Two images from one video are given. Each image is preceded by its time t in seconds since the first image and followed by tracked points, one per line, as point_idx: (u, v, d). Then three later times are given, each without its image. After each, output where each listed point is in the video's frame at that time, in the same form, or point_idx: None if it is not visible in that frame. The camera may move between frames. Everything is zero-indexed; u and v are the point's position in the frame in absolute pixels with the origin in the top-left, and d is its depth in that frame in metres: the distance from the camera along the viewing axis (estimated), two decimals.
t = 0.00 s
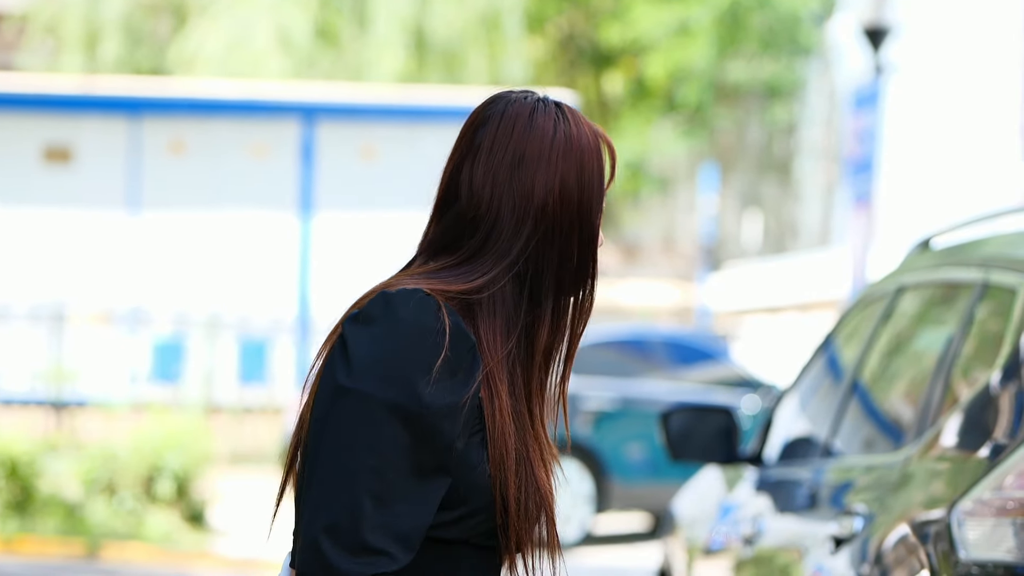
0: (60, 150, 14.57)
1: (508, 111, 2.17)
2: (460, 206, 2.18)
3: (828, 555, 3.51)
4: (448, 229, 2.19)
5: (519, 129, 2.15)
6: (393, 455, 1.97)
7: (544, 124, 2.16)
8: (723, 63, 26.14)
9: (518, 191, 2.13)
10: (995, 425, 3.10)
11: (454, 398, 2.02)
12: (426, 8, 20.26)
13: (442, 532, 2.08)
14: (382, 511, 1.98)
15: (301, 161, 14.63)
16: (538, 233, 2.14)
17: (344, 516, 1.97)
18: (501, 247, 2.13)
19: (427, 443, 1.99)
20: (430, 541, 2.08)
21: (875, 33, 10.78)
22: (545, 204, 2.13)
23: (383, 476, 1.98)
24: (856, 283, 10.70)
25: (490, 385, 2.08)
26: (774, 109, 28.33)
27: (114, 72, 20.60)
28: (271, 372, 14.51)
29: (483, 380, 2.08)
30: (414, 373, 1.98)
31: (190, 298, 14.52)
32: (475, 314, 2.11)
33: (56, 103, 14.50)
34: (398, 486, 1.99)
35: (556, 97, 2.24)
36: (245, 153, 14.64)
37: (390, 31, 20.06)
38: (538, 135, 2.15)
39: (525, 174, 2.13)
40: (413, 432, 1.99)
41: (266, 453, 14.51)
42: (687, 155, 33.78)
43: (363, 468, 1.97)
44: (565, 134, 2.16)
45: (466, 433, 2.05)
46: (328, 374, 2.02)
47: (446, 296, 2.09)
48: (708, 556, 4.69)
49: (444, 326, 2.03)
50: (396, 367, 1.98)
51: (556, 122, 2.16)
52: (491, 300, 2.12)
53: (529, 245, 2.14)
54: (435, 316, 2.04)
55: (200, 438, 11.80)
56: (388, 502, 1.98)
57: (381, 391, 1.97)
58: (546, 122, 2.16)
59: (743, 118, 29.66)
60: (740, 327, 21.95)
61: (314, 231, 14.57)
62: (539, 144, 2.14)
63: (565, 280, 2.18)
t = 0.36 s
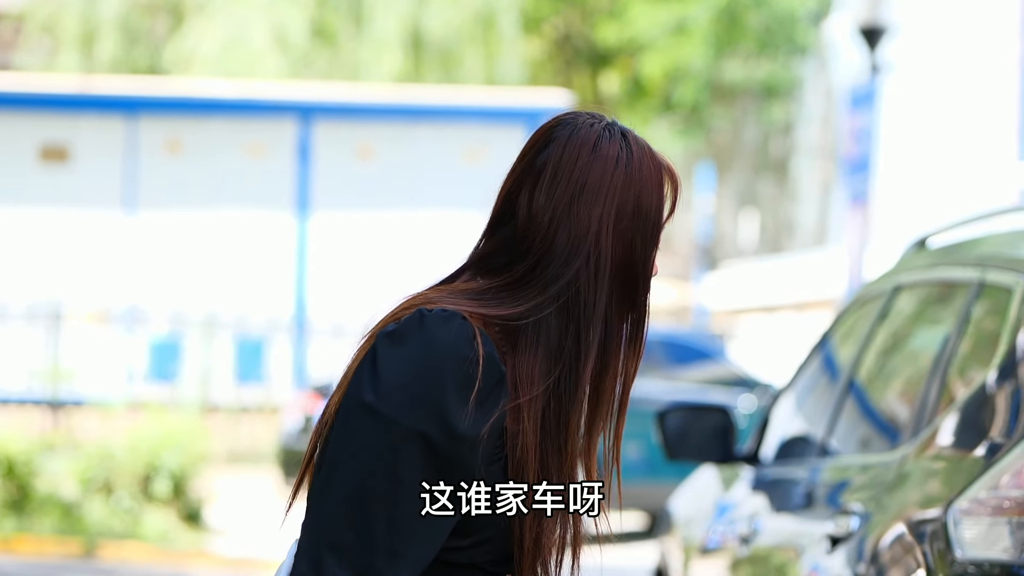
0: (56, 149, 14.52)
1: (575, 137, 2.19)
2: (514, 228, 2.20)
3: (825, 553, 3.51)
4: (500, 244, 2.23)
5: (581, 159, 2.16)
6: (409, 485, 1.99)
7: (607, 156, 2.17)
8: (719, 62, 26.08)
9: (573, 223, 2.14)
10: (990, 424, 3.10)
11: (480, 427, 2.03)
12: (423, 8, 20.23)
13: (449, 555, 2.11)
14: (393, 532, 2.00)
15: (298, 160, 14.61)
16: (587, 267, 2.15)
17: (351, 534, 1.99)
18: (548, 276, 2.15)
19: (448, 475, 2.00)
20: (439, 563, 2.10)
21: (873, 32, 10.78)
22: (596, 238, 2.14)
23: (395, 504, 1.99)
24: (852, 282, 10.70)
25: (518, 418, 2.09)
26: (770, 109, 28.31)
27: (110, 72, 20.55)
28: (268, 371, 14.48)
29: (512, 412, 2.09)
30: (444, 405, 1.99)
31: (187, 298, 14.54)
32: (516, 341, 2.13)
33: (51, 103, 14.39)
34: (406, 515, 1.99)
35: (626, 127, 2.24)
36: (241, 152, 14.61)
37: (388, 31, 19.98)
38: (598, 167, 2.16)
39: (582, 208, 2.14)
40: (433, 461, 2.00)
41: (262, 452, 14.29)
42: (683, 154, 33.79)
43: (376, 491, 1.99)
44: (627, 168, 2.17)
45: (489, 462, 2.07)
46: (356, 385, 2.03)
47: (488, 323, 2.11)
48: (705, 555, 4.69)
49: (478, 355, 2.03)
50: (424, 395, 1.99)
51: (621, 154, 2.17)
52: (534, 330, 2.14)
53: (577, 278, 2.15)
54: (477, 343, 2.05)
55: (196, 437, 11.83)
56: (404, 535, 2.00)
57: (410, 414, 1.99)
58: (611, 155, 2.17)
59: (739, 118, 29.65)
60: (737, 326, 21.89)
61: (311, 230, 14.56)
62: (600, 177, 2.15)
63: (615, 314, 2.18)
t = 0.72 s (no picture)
0: (53, 148, 14.45)
1: (580, 140, 2.34)
2: (519, 232, 2.35)
3: (820, 552, 3.52)
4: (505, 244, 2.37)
5: (586, 162, 2.31)
6: (400, 487, 2.11)
7: (612, 159, 2.32)
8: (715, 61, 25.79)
9: (576, 228, 2.29)
10: (986, 422, 3.11)
11: (471, 429, 2.15)
12: (420, 7, 20.15)
13: (434, 555, 2.23)
14: (376, 530, 2.11)
15: (294, 159, 14.56)
16: (590, 270, 2.30)
17: (333, 533, 2.10)
18: (549, 279, 2.29)
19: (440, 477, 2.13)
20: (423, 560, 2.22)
21: (868, 31, 10.76)
22: (599, 242, 2.30)
23: (385, 501, 2.11)
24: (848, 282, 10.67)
25: (517, 421, 2.24)
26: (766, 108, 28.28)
27: (107, 70, 20.48)
28: (265, 369, 14.40)
29: (510, 415, 2.24)
30: (434, 408, 2.11)
31: (184, 297, 14.52)
32: (518, 340, 2.26)
33: (49, 101, 14.33)
34: (395, 516, 2.12)
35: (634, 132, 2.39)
36: (240, 151, 14.58)
37: (384, 29, 19.93)
38: (602, 170, 2.31)
39: (585, 211, 2.29)
40: (419, 459, 2.13)
41: (258, 450, 14.16)
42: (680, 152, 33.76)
43: (360, 491, 2.11)
44: (633, 170, 2.33)
45: (485, 462, 2.22)
46: (346, 382, 2.15)
47: (488, 323, 2.24)
48: (701, 553, 4.70)
49: (473, 355, 2.16)
50: (412, 395, 2.11)
51: (624, 159, 2.33)
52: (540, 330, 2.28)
53: (582, 278, 2.29)
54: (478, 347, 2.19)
55: (193, 436, 11.87)
56: (391, 536, 2.12)
57: (397, 413, 2.10)
58: (616, 159, 2.32)
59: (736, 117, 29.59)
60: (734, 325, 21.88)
61: (306, 229, 14.56)
62: (604, 180, 2.30)
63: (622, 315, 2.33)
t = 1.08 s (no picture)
0: (45, 136, 14.37)
1: (526, 108, 2.26)
2: (473, 203, 2.28)
3: (812, 541, 3.54)
4: (458, 220, 2.30)
5: (534, 128, 2.24)
6: (388, 467, 2.05)
7: (559, 124, 2.25)
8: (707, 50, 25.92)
9: (531, 195, 2.23)
10: (977, 412, 3.12)
11: (449, 400, 2.10)
12: None
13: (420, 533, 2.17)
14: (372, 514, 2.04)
15: (285, 147, 14.53)
16: (543, 236, 2.23)
17: (330, 521, 2.03)
18: (504, 247, 2.23)
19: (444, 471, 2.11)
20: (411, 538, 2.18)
21: (860, 21, 10.74)
22: (553, 207, 2.24)
23: (374, 479, 2.04)
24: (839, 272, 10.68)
25: (485, 385, 2.17)
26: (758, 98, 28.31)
27: (100, 59, 20.40)
28: (255, 358, 14.75)
29: (479, 380, 2.17)
30: (411, 380, 2.05)
31: (174, 286, 14.48)
32: (479, 311, 2.20)
33: (38, 89, 14.29)
34: (395, 488, 2.05)
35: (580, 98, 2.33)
36: (230, 141, 14.55)
37: (377, 18, 19.90)
38: (551, 134, 2.24)
39: (539, 175, 2.23)
40: (402, 436, 2.07)
41: (249, 439, 14.68)
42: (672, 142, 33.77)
43: (335, 472, 2.04)
44: (581, 135, 2.26)
45: (464, 436, 2.16)
46: (322, 368, 2.09)
47: (451, 297, 2.18)
48: (693, 543, 4.71)
49: (440, 327, 2.10)
50: (385, 374, 2.05)
51: (571, 121, 2.26)
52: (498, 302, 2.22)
53: (535, 244, 2.23)
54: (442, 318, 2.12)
55: (183, 425, 11.88)
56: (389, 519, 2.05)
57: (376, 395, 2.04)
58: (564, 123, 2.26)
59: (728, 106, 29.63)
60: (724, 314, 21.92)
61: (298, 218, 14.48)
62: (553, 144, 2.24)
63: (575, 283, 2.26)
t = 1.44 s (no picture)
0: (40, 135, 14.37)
1: (504, 104, 2.44)
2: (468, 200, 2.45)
3: (808, 540, 3.54)
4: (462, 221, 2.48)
5: (508, 119, 2.42)
6: (387, 452, 2.22)
7: (530, 113, 2.41)
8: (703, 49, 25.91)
9: (511, 183, 2.39)
10: (973, 411, 3.12)
11: (445, 385, 2.26)
12: None
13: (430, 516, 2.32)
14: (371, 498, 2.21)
15: (282, 146, 14.51)
16: (528, 222, 2.38)
17: (333, 514, 2.21)
18: (494, 238, 2.39)
19: (438, 476, 2.27)
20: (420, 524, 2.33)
21: (856, 19, 10.73)
22: (531, 191, 2.38)
23: (377, 469, 2.22)
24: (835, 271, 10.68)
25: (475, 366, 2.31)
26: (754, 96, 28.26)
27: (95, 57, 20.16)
28: (252, 357, 14.65)
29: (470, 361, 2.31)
30: (408, 369, 2.23)
31: (171, 284, 14.43)
32: (475, 302, 2.35)
33: (37, 88, 14.32)
34: (391, 476, 2.22)
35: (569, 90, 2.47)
36: (226, 140, 14.53)
37: (373, 16, 19.82)
38: (525, 123, 2.41)
39: (516, 163, 2.39)
40: (404, 426, 2.24)
41: (246, 438, 14.72)
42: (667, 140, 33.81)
43: (346, 469, 2.21)
44: (556, 122, 2.41)
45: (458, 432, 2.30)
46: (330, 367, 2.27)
47: (447, 288, 2.35)
48: (689, 541, 4.70)
49: (429, 318, 2.27)
50: (381, 364, 2.23)
51: (546, 110, 2.42)
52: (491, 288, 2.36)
53: (520, 231, 2.38)
54: (432, 306, 2.29)
55: (181, 423, 11.86)
56: (387, 499, 2.21)
57: (374, 384, 2.22)
58: (538, 113, 2.42)
59: (724, 105, 29.61)
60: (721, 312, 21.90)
61: (294, 217, 14.47)
62: (528, 131, 2.40)
63: (561, 265, 2.38)
